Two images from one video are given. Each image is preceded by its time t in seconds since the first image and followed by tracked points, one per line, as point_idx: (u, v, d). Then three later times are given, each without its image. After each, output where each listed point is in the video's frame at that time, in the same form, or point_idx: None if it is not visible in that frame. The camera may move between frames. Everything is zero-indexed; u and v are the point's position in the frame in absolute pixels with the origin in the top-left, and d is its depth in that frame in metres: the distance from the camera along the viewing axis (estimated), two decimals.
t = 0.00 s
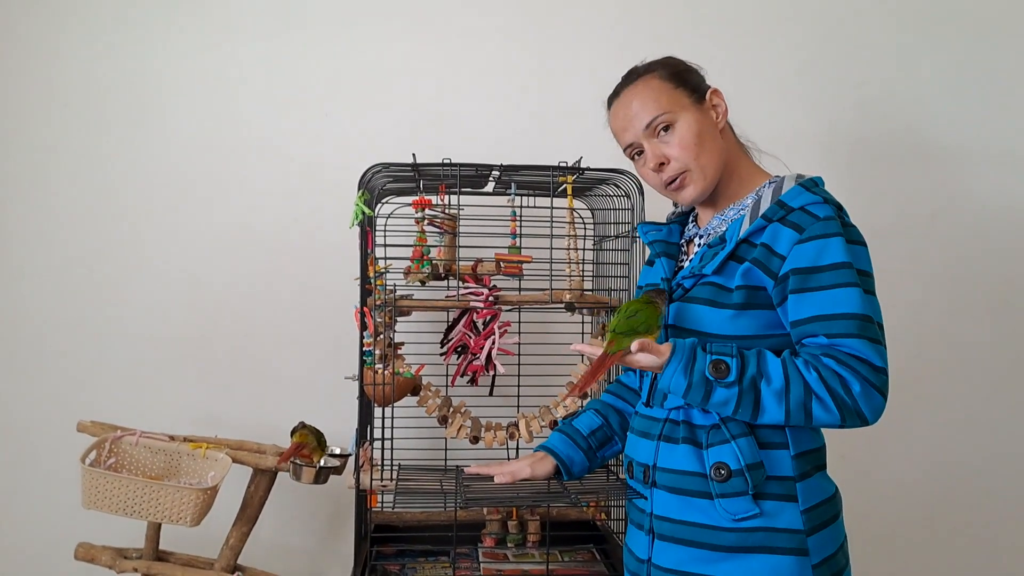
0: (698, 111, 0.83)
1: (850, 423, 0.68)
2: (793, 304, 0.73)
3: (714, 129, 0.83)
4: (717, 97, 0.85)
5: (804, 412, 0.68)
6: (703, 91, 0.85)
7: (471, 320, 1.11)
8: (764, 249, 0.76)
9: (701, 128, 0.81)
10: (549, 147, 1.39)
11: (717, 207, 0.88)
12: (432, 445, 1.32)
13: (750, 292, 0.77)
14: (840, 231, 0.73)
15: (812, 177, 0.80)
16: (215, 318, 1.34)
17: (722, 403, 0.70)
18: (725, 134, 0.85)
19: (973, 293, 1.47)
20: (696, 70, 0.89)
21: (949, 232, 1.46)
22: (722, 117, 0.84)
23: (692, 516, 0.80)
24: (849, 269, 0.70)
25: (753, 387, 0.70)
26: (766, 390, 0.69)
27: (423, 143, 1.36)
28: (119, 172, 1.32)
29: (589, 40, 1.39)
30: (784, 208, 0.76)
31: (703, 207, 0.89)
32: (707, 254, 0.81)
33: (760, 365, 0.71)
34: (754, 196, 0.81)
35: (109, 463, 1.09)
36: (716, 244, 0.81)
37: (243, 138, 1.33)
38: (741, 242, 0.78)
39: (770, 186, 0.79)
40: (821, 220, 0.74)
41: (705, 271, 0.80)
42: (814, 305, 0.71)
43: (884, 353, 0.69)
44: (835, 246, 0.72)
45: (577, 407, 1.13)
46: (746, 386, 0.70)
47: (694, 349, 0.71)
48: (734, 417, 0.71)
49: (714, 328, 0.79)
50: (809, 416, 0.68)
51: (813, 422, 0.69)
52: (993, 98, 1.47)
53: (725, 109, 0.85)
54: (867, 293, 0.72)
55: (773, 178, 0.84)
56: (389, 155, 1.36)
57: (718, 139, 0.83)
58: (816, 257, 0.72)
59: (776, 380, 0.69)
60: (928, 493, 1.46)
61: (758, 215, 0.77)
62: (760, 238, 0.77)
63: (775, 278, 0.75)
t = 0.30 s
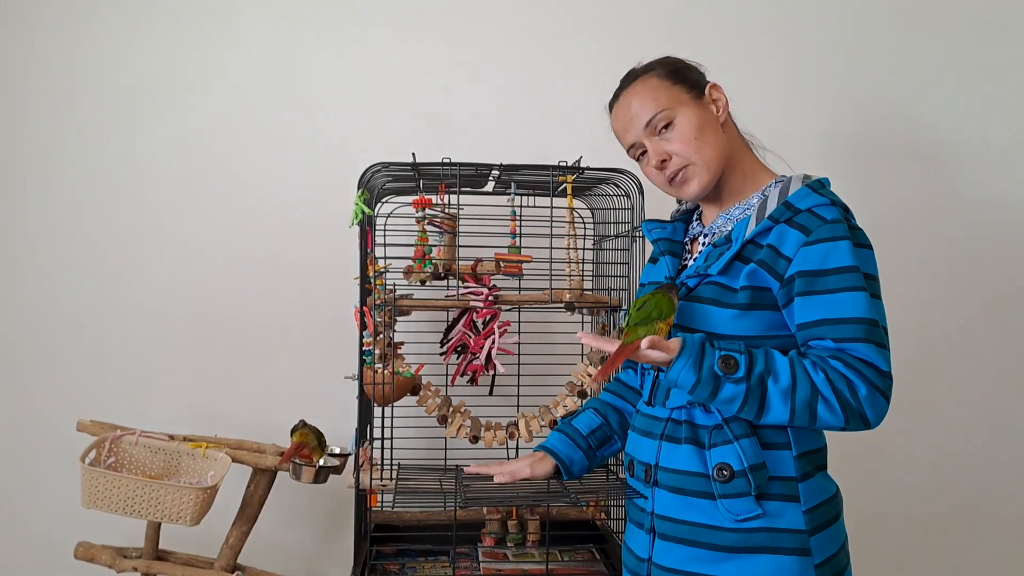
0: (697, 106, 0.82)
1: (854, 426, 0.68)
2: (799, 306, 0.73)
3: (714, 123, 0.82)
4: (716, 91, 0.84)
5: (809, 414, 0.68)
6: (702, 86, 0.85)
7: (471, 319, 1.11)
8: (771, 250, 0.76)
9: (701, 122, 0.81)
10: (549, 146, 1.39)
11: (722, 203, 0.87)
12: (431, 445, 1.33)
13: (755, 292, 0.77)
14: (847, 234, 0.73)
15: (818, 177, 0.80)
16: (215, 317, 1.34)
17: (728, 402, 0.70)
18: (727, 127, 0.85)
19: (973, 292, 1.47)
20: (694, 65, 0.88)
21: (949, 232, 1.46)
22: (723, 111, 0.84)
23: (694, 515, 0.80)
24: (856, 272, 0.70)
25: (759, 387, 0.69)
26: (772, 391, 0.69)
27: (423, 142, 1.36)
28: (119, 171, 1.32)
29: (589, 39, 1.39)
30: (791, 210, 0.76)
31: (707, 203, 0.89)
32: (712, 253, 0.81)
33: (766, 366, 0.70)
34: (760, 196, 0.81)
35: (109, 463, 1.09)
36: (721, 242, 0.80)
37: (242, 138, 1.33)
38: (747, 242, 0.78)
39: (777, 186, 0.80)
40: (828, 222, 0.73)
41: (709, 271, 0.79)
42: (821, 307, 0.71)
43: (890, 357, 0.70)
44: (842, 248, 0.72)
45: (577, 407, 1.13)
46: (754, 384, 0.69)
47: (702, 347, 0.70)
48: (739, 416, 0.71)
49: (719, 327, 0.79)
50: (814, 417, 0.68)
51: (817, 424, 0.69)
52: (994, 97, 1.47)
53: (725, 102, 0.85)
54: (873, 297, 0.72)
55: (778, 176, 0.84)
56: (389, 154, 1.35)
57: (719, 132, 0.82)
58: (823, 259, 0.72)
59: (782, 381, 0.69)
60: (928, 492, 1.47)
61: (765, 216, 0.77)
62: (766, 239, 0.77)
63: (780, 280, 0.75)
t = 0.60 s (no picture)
0: (705, 108, 0.82)
1: (860, 427, 0.69)
2: (806, 307, 0.73)
3: (722, 125, 0.82)
4: (722, 92, 0.84)
5: (815, 414, 0.68)
6: (708, 87, 0.85)
7: (473, 318, 1.11)
8: (778, 250, 0.76)
9: (709, 125, 0.81)
10: (550, 146, 1.39)
11: (730, 203, 0.87)
12: (433, 444, 1.33)
13: (762, 292, 0.77)
14: (855, 235, 0.73)
15: (825, 178, 0.80)
16: (216, 316, 1.33)
17: (734, 401, 0.70)
18: (734, 128, 0.85)
19: (973, 292, 1.47)
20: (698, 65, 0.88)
21: (950, 231, 1.46)
22: (729, 112, 0.84)
23: (698, 515, 0.80)
24: (863, 273, 0.70)
25: (766, 386, 0.69)
26: (779, 390, 0.69)
27: (425, 141, 1.36)
28: (120, 170, 1.31)
29: (592, 38, 1.39)
30: (799, 210, 0.76)
31: (715, 204, 0.89)
32: (719, 253, 0.81)
33: (773, 366, 0.70)
34: (767, 196, 0.81)
35: (110, 461, 1.09)
36: (728, 242, 0.80)
37: (243, 136, 1.33)
38: (754, 242, 0.77)
39: (783, 186, 0.80)
40: (836, 223, 0.74)
41: (716, 270, 0.79)
42: (828, 308, 0.71)
43: (896, 359, 0.70)
44: (850, 250, 0.72)
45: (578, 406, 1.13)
46: (760, 384, 0.69)
47: (709, 345, 0.70)
48: (745, 415, 0.71)
49: (726, 327, 0.79)
50: (820, 418, 0.69)
51: (824, 424, 0.69)
52: (996, 96, 1.47)
53: (732, 103, 0.85)
54: (881, 298, 0.72)
55: (786, 176, 0.84)
56: (391, 153, 1.35)
57: (727, 134, 0.82)
58: (831, 260, 0.72)
59: (789, 381, 0.69)
60: (928, 491, 1.47)
61: (772, 216, 0.77)
62: (773, 239, 0.77)
63: (787, 280, 0.75)
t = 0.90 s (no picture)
0: (709, 108, 0.82)
1: (862, 428, 0.68)
2: (809, 307, 0.73)
3: (726, 125, 0.82)
4: (726, 92, 0.84)
5: (816, 415, 0.68)
6: (712, 87, 0.84)
7: (473, 318, 1.11)
8: (781, 250, 0.75)
9: (713, 126, 0.81)
10: (551, 145, 1.39)
11: (733, 203, 0.87)
12: (433, 444, 1.33)
13: (765, 292, 0.77)
14: (858, 235, 0.72)
15: (829, 178, 0.79)
16: (216, 316, 1.33)
17: (735, 402, 0.70)
18: (738, 128, 0.84)
19: (975, 291, 1.47)
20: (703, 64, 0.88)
21: (952, 231, 1.46)
22: (734, 112, 0.84)
23: (700, 515, 0.80)
24: (866, 273, 0.70)
25: (767, 387, 0.69)
26: (780, 391, 0.69)
27: (426, 140, 1.36)
28: (119, 169, 1.31)
29: (593, 37, 1.39)
30: (802, 210, 0.76)
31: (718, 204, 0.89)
32: (722, 253, 0.81)
33: (774, 366, 0.70)
34: (770, 196, 0.81)
35: (110, 461, 1.09)
36: (732, 243, 0.80)
37: (244, 136, 1.33)
38: (757, 242, 0.77)
39: (786, 186, 0.80)
40: (840, 223, 0.73)
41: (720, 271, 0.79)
42: (831, 309, 0.71)
43: (899, 359, 0.70)
44: (853, 250, 0.71)
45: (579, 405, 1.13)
46: (761, 384, 0.69)
47: (710, 346, 0.71)
48: (746, 416, 0.71)
49: (728, 328, 0.78)
50: (822, 419, 0.68)
51: (825, 425, 0.69)
52: (998, 96, 1.46)
53: (736, 103, 0.84)
54: (884, 298, 0.72)
55: (789, 176, 0.84)
56: (391, 152, 1.35)
57: (731, 135, 0.82)
58: (834, 260, 0.72)
59: (790, 382, 0.69)
60: (928, 491, 1.46)
61: (775, 216, 0.77)
62: (776, 239, 0.77)
63: (790, 281, 0.75)
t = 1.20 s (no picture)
0: (708, 104, 0.82)
1: (859, 426, 0.68)
2: (806, 305, 0.72)
3: (723, 122, 0.82)
4: (729, 90, 0.83)
5: (813, 414, 0.68)
6: (716, 84, 0.84)
7: (473, 317, 1.11)
8: (778, 249, 0.75)
9: (709, 121, 0.80)
10: (552, 144, 1.39)
11: (728, 201, 0.87)
12: (433, 443, 1.33)
13: (763, 291, 0.77)
14: (855, 232, 0.72)
15: (827, 176, 0.79)
16: (216, 315, 1.33)
17: (732, 401, 0.70)
18: (737, 127, 0.84)
19: (975, 290, 1.46)
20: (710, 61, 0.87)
21: (953, 230, 1.46)
22: (734, 111, 0.83)
23: (699, 515, 0.80)
24: (863, 270, 0.70)
25: (763, 386, 0.69)
26: (776, 390, 0.69)
27: (426, 140, 1.36)
28: (119, 168, 1.31)
29: (594, 36, 1.39)
30: (799, 208, 0.76)
31: (714, 201, 0.89)
32: (720, 254, 0.81)
33: (770, 366, 0.70)
34: (768, 195, 0.81)
35: (110, 460, 1.09)
36: (729, 242, 0.80)
37: (244, 135, 1.33)
38: (755, 241, 0.77)
39: (784, 185, 0.79)
40: (836, 221, 0.73)
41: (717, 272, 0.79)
42: (827, 307, 0.71)
43: (896, 357, 0.69)
44: (850, 247, 0.71)
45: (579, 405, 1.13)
46: (757, 383, 0.69)
47: (705, 345, 0.71)
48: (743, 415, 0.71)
49: (726, 328, 0.78)
50: (818, 417, 0.68)
51: (822, 424, 0.69)
52: (1000, 94, 1.46)
53: (738, 102, 0.84)
54: (881, 296, 0.72)
55: (787, 176, 0.83)
56: (392, 151, 1.35)
57: (728, 132, 0.82)
58: (830, 258, 0.72)
59: (786, 381, 0.69)
60: (928, 491, 1.46)
61: (772, 215, 0.77)
62: (774, 238, 0.77)
63: (788, 279, 0.75)
